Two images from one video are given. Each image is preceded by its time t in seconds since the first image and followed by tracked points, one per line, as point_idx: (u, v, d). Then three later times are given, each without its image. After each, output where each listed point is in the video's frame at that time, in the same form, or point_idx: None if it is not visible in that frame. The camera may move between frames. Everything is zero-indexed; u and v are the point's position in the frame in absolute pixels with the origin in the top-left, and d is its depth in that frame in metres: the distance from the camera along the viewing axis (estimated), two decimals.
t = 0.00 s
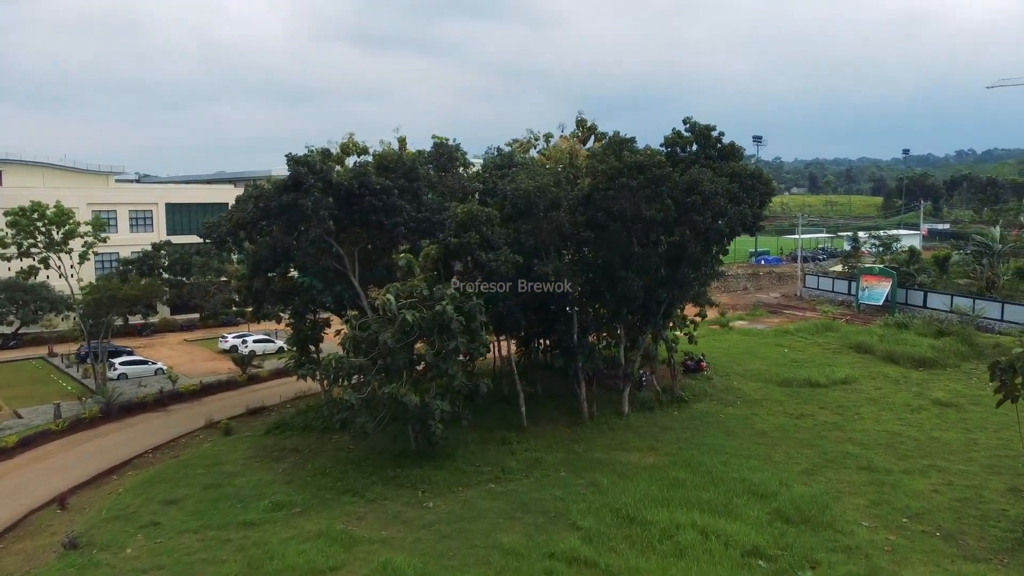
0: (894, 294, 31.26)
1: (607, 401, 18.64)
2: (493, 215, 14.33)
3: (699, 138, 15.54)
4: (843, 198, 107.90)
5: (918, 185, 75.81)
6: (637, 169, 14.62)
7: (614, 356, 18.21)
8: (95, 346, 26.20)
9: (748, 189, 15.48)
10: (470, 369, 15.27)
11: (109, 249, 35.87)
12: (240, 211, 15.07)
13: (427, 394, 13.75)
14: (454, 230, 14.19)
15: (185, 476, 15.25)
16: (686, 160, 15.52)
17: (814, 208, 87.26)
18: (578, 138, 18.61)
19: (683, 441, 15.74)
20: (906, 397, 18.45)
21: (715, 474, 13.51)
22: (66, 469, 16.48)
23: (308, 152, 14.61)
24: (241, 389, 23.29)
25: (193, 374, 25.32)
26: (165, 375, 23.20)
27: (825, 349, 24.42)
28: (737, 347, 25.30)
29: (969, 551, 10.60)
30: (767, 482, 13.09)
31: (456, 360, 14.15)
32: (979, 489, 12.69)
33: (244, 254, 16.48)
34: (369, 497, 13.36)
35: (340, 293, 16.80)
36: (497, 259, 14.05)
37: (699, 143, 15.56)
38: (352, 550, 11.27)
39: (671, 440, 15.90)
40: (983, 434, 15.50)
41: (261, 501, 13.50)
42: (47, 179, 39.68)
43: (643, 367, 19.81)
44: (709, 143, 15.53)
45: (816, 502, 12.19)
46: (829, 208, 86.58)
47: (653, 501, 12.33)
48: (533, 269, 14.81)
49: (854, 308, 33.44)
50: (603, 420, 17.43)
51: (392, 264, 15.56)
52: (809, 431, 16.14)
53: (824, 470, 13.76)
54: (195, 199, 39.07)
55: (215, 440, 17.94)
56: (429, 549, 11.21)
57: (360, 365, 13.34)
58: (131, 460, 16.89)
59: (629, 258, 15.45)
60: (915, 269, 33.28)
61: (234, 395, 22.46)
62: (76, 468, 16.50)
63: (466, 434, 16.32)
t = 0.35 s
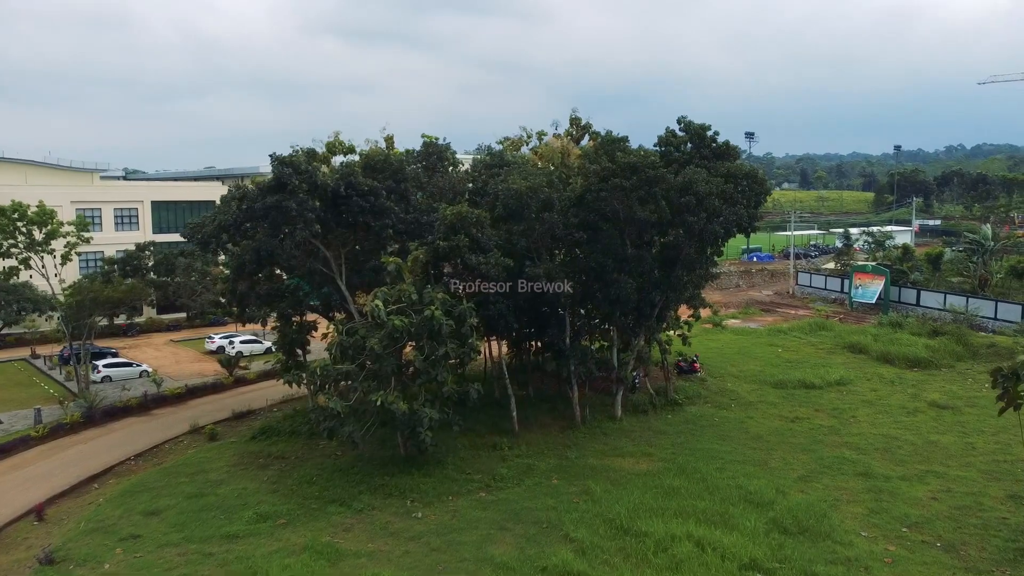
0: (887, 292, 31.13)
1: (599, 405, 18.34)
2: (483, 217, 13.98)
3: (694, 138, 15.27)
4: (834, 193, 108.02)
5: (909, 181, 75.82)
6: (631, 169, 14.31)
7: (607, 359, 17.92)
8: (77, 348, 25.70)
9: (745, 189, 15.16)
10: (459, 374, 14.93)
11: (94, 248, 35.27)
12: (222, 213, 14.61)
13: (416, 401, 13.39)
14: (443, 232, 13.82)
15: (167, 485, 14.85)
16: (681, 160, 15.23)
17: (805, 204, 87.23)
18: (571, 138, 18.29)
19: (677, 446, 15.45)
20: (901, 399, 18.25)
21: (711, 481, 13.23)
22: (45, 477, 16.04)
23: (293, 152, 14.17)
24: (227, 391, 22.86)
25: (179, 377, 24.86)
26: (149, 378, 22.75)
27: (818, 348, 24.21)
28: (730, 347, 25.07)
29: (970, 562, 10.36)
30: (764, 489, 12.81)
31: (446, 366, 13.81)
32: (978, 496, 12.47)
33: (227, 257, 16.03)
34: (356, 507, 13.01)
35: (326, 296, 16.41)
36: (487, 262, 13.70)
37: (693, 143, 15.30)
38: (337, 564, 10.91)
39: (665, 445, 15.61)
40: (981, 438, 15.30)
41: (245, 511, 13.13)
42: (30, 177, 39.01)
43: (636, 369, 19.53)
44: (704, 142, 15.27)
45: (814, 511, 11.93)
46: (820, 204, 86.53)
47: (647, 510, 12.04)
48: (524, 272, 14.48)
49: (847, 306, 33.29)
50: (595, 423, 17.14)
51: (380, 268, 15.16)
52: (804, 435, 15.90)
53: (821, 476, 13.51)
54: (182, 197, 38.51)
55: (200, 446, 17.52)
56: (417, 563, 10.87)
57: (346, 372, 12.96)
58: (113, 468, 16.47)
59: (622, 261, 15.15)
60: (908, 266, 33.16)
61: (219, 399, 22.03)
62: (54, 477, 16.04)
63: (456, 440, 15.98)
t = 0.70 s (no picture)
0: (880, 289, 30.98)
1: (592, 408, 18.03)
2: (474, 219, 13.60)
3: (688, 137, 14.96)
4: (825, 188, 108.07)
5: (900, 177, 75.81)
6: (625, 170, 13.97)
7: (599, 362, 17.60)
8: (60, 350, 25.18)
9: (740, 189, 14.85)
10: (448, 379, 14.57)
11: (78, 246, 34.62)
12: (203, 215, 14.10)
13: (404, 408, 13.03)
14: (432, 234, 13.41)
15: (148, 494, 14.43)
16: (675, 160, 14.90)
17: (797, 199, 87.22)
18: (564, 136, 17.94)
19: (671, 452, 15.16)
20: (897, 401, 18.03)
21: (706, 489, 12.94)
22: (23, 486, 15.59)
23: (277, 152, 13.67)
24: (212, 394, 22.42)
25: (164, 379, 24.38)
26: (133, 381, 22.27)
27: (812, 348, 23.98)
28: (723, 347, 24.83)
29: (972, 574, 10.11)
30: (760, 497, 12.54)
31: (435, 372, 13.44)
32: (978, 503, 12.23)
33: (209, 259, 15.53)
34: (343, 518, 12.66)
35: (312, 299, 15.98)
36: (477, 265, 13.32)
37: (687, 142, 14.99)
38: None
39: (658, 449, 15.32)
40: (978, 441, 15.09)
41: (228, 522, 12.75)
42: (12, 173, 38.26)
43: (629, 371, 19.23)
44: (698, 141, 14.96)
45: (812, 520, 11.66)
46: (812, 199, 86.46)
47: (641, 521, 11.74)
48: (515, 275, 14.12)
49: (840, 304, 33.13)
50: (588, 427, 16.84)
51: (367, 270, 14.73)
52: (800, 438, 15.64)
53: (818, 483, 13.25)
54: (167, 194, 37.87)
55: (183, 453, 17.10)
56: None
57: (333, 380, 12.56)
58: (93, 476, 16.03)
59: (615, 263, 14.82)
60: (901, 263, 33.01)
61: (204, 402, 21.58)
62: (33, 485, 15.60)
63: (446, 445, 15.64)
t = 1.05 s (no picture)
0: (873, 287, 30.87)
1: (584, 412, 17.72)
2: (464, 222, 13.20)
3: (683, 137, 14.65)
4: (816, 183, 108.01)
5: (891, 172, 75.73)
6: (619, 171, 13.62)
7: (592, 366, 17.27)
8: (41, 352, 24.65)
9: (736, 191, 14.55)
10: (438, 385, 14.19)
11: (61, 244, 33.99)
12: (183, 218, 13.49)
13: (393, 417, 12.66)
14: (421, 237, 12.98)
15: (128, 505, 14.01)
16: (669, 160, 14.58)
17: (788, 194, 87.19)
18: (557, 134, 17.65)
19: (665, 458, 14.86)
20: (893, 404, 17.82)
21: (701, 498, 12.64)
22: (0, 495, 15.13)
23: (259, 152, 13.14)
24: (196, 398, 21.96)
25: (148, 381, 23.90)
26: (116, 384, 21.80)
27: (806, 348, 23.76)
28: (717, 346, 24.59)
29: None
30: (756, 507, 12.26)
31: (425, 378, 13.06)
32: (979, 512, 11.99)
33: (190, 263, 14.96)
34: (329, 530, 12.29)
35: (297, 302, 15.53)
36: (468, 269, 12.92)
37: (682, 143, 14.68)
38: None
39: (652, 456, 15.02)
40: (976, 446, 14.87)
41: (210, 535, 12.36)
42: None
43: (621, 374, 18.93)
44: (693, 142, 14.66)
45: (810, 530, 11.40)
46: (803, 194, 86.40)
47: (635, 533, 11.44)
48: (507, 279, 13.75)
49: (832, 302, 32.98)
50: (580, 432, 16.53)
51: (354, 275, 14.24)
52: (796, 443, 15.38)
53: (815, 491, 12.99)
54: (152, 191, 37.25)
55: (165, 460, 16.67)
56: None
57: (318, 389, 12.13)
58: (73, 485, 15.59)
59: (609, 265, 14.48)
60: (894, 261, 32.86)
61: (187, 406, 21.12)
62: (9, 494, 15.13)
63: (435, 452, 15.28)
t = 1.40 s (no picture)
0: (867, 285, 30.74)
1: (576, 416, 17.37)
2: (454, 225, 12.77)
3: (678, 137, 14.31)
4: (807, 178, 108.00)
5: (882, 167, 75.65)
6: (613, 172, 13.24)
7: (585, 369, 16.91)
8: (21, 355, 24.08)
9: (732, 192, 14.24)
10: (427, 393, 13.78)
11: (43, 243, 33.33)
12: (160, 222, 12.91)
13: (381, 427, 12.26)
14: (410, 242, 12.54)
15: (107, 517, 13.56)
16: (664, 161, 14.23)
17: (780, 190, 87.08)
18: (548, 132, 17.61)
19: (660, 465, 14.54)
20: (890, 407, 17.57)
21: (697, 509, 12.32)
22: None
23: (241, 153, 12.63)
24: (180, 402, 21.47)
25: (131, 384, 23.39)
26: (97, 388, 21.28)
27: (801, 348, 23.51)
28: (711, 346, 24.31)
29: None
30: (754, 518, 11.95)
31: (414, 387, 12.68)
32: (980, 521, 11.74)
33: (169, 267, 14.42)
34: (314, 544, 11.90)
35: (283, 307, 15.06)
36: (459, 274, 12.51)
37: (676, 143, 14.35)
38: None
39: (646, 462, 14.70)
40: (974, 451, 14.64)
41: (191, 550, 11.94)
42: None
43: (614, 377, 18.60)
44: (687, 141, 14.32)
45: (809, 543, 11.10)
46: (794, 189, 86.31)
47: (630, 547, 11.10)
48: (498, 283, 13.36)
49: (826, 299, 32.79)
50: (573, 437, 16.18)
51: (341, 279, 13.76)
52: (792, 449, 15.10)
53: (813, 500, 12.70)
54: (137, 188, 36.61)
55: (147, 468, 16.23)
56: None
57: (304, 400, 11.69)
58: (50, 496, 15.11)
59: (603, 268, 14.12)
60: (887, 258, 32.68)
61: (171, 410, 20.64)
62: None
63: (424, 460, 14.89)
